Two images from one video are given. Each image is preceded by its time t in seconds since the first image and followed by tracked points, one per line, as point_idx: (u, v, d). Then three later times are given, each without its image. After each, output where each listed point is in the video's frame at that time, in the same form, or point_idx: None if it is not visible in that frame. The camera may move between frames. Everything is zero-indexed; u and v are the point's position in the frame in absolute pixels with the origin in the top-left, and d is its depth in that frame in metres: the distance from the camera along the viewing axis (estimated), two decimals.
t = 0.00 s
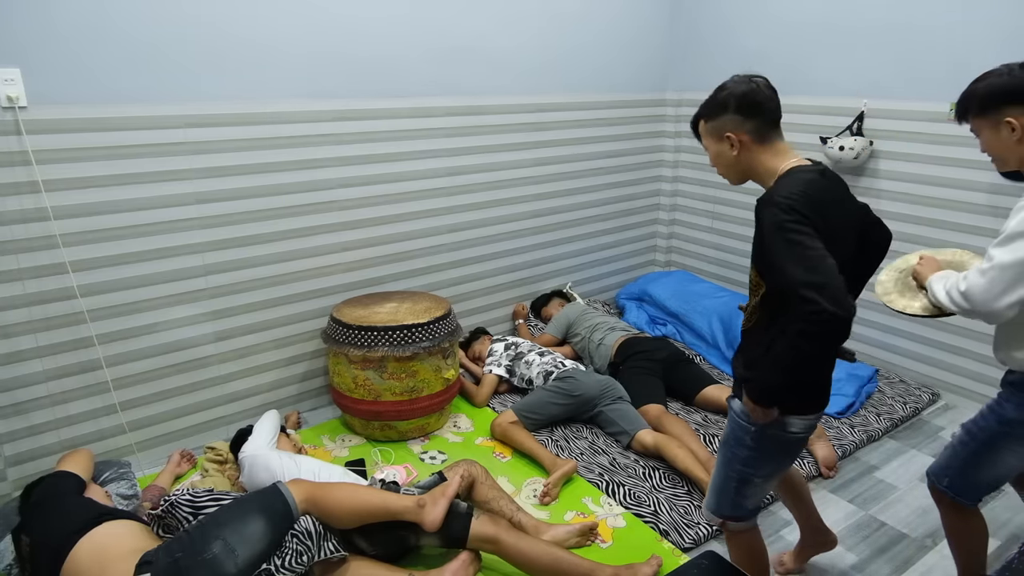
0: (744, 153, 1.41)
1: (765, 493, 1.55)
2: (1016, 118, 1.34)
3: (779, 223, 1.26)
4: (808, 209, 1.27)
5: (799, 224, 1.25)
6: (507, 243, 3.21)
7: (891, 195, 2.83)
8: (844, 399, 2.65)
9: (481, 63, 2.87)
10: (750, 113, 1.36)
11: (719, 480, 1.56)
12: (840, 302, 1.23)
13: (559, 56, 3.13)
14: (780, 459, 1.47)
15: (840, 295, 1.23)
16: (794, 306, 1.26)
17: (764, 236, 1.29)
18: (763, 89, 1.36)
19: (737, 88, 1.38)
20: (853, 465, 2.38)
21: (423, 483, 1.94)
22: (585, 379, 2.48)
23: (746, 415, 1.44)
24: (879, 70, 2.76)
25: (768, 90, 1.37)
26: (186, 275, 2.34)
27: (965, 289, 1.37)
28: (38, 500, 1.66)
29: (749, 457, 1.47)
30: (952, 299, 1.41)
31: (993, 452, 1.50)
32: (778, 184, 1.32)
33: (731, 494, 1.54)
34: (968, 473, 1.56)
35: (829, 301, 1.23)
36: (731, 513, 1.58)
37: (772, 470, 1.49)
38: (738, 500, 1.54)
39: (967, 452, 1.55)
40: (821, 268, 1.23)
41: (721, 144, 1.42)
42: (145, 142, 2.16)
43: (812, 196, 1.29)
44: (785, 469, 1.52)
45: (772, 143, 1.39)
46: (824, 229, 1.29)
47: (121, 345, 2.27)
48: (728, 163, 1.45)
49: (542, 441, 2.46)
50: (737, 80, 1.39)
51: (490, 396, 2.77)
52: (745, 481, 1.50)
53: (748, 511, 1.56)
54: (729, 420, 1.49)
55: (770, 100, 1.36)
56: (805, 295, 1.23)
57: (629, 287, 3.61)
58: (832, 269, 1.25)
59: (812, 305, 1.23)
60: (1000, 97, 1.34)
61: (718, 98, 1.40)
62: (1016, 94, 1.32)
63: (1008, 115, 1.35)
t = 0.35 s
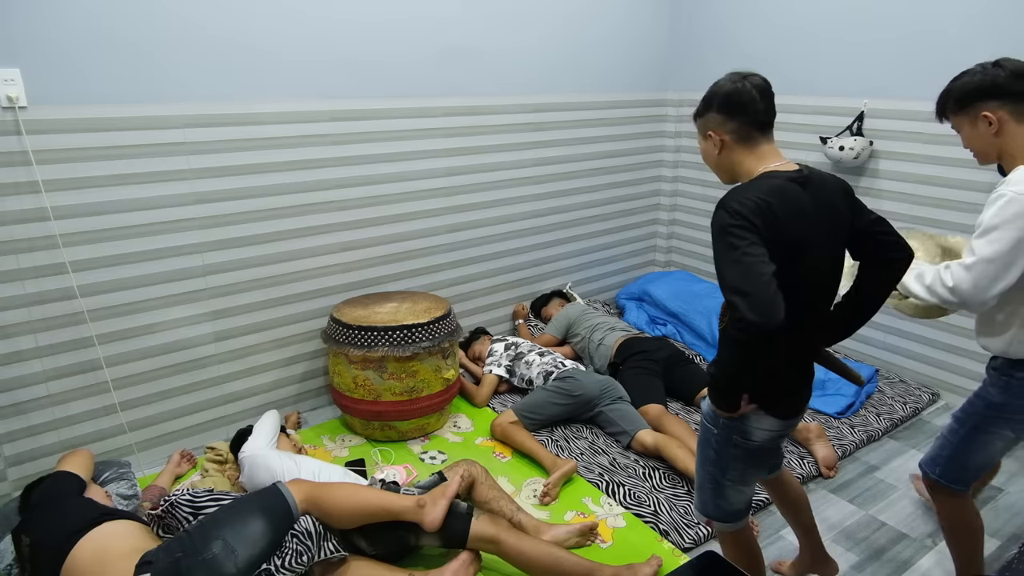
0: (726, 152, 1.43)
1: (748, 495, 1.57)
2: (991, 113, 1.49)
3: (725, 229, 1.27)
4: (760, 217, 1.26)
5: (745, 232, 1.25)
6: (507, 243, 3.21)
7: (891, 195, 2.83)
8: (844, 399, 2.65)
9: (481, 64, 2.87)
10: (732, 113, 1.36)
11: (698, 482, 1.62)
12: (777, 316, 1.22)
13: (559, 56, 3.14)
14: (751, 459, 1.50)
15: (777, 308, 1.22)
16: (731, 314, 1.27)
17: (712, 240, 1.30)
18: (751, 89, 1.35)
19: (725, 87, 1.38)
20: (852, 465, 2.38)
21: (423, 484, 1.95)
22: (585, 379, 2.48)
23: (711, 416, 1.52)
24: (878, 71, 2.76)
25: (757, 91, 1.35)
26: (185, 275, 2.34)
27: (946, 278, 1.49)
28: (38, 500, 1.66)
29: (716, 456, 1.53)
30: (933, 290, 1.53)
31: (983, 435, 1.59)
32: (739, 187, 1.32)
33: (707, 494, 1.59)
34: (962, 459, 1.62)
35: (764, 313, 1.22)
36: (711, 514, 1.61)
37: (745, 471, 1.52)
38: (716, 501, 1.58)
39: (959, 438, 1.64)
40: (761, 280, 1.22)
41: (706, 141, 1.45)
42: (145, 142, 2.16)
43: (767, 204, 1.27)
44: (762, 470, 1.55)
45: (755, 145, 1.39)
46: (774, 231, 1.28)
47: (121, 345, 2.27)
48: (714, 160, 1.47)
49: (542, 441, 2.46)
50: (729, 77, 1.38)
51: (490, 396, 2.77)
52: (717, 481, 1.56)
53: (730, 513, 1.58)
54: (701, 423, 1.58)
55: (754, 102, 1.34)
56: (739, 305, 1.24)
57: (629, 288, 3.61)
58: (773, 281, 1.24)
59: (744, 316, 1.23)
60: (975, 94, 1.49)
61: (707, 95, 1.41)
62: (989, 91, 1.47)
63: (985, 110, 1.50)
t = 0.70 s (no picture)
0: (722, 151, 1.43)
1: (748, 494, 1.56)
2: (989, 100, 1.60)
3: (703, 232, 1.29)
4: (737, 221, 1.28)
5: (719, 236, 1.27)
6: (507, 243, 3.20)
7: (892, 195, 2.83)
8: (844, 399, 2.65)
9: (481, 64, 2.87)
10: (727, 112, 1.37)
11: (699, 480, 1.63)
12: (743, 320, 1.24)
13: (559, 56, 3.14)
14: (748, 457, 1.50)
15: (745, 313, 1.24)
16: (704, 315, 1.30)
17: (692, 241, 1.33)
18: (747, 89, 1.34)
19: (722, 86, 1.37)
20: (853, 465, 2.38)
21: (423, 484, 1.94)
22: (585, 379, 2.48)
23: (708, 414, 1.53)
24: (878, 71, 2.76)
25: (754, 91, 1.34)
26: (185, 275, 2.34)
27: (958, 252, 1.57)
28: (38, 500, 1.65)
29: (713, 454, 1.54)
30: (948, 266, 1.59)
31: (966, 405, 1.69)
32: (724, 189, 1.33)
33: (707, 492, 1.60)
34: (949, 430, 1.70)
35: (729, 317, 1.24)
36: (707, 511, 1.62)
37: (743, 470, 1.52)
38: (716, 499, 1.58)
39: (942, 412, 1.72)
40: (728, 284, 1.24)
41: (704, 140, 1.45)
42: (145, 142, 2.16)
43: (747, 208, 1.29)
44: (762, 468, 1.54)
45: (751, 146, 1.39)
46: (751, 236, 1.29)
47: (121, 345, 2.27)
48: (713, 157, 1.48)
49: (542, 441, 2.46)
50: (728, 76, 1.38)
51: (490, 396, 2.77)
52: (715, 479, 1.56)
53: (730, 512, 1.57)
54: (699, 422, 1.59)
55: (749, 103, 1.34)
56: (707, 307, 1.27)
57: (629, 288, 3.61)
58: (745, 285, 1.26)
59: (711, 318, 1.26)
60: (977, 82, 1.59)
61: (706, 93, 1.41)
62: (990, 79, 1.58)
63: (985, 97, 1.60)
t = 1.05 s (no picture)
0: (727, 153, 1.43)
1: (749, 490, 1.57)
2: (983, 86, 1.72)
3: (720, 239, 1.29)
4: (755, 227, 1.28)
5: (738, 243, 1.27)
6: (506, 243, 3.20)
7: (891, 195, 2.83)
8: (844, 399, 2.65)
9: (481, 63, 2.87)
10: (732, 113, 1.36)
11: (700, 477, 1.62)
12: (767, 327, 1.25)
13: (559, 56, 3.14)
14: (749, 453, 1.50)
15: (769, 320, 1.25)
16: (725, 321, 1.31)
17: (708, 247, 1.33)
18: (751, 89, 1.35)
19: (725, 87, 1.38)
20: (853, 465, 2.38)
21: (423, 484, 1.94)
22: (585, 379, 2.48)
23: (708, 410, 1.53)
24: (878, 70, 2.76)
25: (758, 91, 1.35)
26: (185, 275, 2.34)
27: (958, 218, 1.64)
28: (38, 500, 1.65)
29: (714, 450, 1.54)
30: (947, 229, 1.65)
31: (921, 363, 1.86)
32: (737, 194, 1.33)
33: (708, 488, 1.60)
34: (903, 383, 1.88)
35: (754, 325, 1.25)
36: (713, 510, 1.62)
37: (743, 466, 1.52)
38: (718, 495, 1.58)
39: (901, 370, 1.90)
40: (752, 292, 1.24)
41: (709, 142, 1.45)
42: (145, 142, 2.16)
43: (762, 213, 1.29)
44: (762, 464, 1.54)
45: (756, 146, 1.39)
46: (768, 242, 1.29)
47: (121, 345, 2.27)
48: (717, 160, 1.47)
49: (542, 441, 2.46)
50: (730, 77, 1.38)
51: (490, 397, 2.77)
52: (716, 475, 1.56)
53: (732, 509, 1.58)
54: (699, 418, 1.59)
55: (754, 103, 1.34)
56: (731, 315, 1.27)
57: (629, 288, 3.62)
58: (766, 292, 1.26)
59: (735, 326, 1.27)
60: (972, 69, 1.70)
61: (709, 95, 1.41)
62: (983, 67, 1.69)
63: (978, 83, 1.72)
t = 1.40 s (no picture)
0: (726, 157, 1.43)
1: (749, 489, 1.57)
2: (954, 89, 1.81)
3: (721, 248, 1.29)
4: (756, 235, 1.28)
5: (740, 252, 1.27)
6: (507, 243, 3.20)
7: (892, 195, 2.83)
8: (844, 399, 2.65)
9: (481, 64, 2.87)
10: (728, 116, 1.36)
11: (701, 478, 1.62)
12: (769, 338, 1.26)
13: (560, 55, 3.13)
14: (749, 454, 1.50)
15: (770, 331, 1.26)
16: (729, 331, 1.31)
17: (709, 255, 1.32)
18: (749, 92, 1.35)
19: (721, 91, 1.38)
20: (853, 465, 2.38)
21: (423, 484, 1.94)
22: (585, 379, 2.48)
23: (709, 410, 1.53)
24: (879, 70, 2.76)
25: (755, 94, 1.35)
26: (184, 275, 2.34)
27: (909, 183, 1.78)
28: (38, 500, 1.65)
29: (715, 450, 1.54)
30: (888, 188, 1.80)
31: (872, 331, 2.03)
32: (737, 202, 1.33)
33: (709, 488, 1.60)
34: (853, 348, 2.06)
35: (754, 337, 1.26)
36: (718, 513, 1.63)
37: (744, 466, 1.52)
38: (718, 495, 1.59)
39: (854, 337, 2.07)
40: (755, 303, 1.25)
41: (706, 146, 1.45)
42: (146, 142, 2.16)
43: (763, 221, 1.28)
44: (763, 464, 1.55)
45: (755, 150, 1.39)
46: (770, 250, 1.29)
47: (121, 346, 2.27)
48: (714, 164, 1.47)
49: (542, 441, 2.46)
50: (726, 81, 1.38)
51: (490, 397, 2.77)
52: (717, 476, 1.56)
53: (732, 508, 1.59)
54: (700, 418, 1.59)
55: (752, 106, 1.34)
56: (734, 326, 1.28)
57: (629, 288, 3.62)
58: (767, 302, 1.27)
59: (737, 336, 1.28)
60: (944, 72, 1.80)
61: (705, 99, 1.41)
62: (954, 71, 1.79)
63: (950, 86, 1.81)
